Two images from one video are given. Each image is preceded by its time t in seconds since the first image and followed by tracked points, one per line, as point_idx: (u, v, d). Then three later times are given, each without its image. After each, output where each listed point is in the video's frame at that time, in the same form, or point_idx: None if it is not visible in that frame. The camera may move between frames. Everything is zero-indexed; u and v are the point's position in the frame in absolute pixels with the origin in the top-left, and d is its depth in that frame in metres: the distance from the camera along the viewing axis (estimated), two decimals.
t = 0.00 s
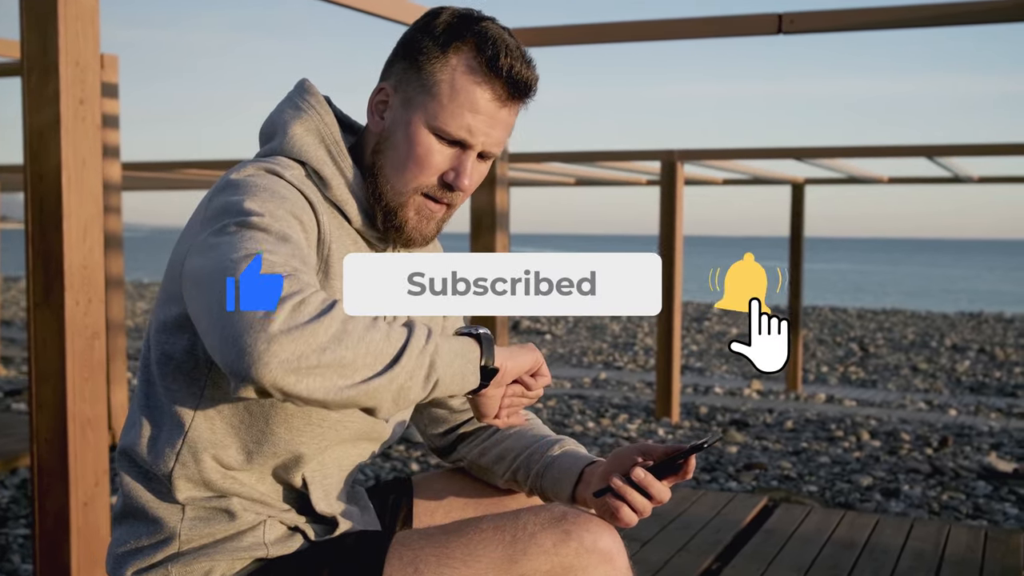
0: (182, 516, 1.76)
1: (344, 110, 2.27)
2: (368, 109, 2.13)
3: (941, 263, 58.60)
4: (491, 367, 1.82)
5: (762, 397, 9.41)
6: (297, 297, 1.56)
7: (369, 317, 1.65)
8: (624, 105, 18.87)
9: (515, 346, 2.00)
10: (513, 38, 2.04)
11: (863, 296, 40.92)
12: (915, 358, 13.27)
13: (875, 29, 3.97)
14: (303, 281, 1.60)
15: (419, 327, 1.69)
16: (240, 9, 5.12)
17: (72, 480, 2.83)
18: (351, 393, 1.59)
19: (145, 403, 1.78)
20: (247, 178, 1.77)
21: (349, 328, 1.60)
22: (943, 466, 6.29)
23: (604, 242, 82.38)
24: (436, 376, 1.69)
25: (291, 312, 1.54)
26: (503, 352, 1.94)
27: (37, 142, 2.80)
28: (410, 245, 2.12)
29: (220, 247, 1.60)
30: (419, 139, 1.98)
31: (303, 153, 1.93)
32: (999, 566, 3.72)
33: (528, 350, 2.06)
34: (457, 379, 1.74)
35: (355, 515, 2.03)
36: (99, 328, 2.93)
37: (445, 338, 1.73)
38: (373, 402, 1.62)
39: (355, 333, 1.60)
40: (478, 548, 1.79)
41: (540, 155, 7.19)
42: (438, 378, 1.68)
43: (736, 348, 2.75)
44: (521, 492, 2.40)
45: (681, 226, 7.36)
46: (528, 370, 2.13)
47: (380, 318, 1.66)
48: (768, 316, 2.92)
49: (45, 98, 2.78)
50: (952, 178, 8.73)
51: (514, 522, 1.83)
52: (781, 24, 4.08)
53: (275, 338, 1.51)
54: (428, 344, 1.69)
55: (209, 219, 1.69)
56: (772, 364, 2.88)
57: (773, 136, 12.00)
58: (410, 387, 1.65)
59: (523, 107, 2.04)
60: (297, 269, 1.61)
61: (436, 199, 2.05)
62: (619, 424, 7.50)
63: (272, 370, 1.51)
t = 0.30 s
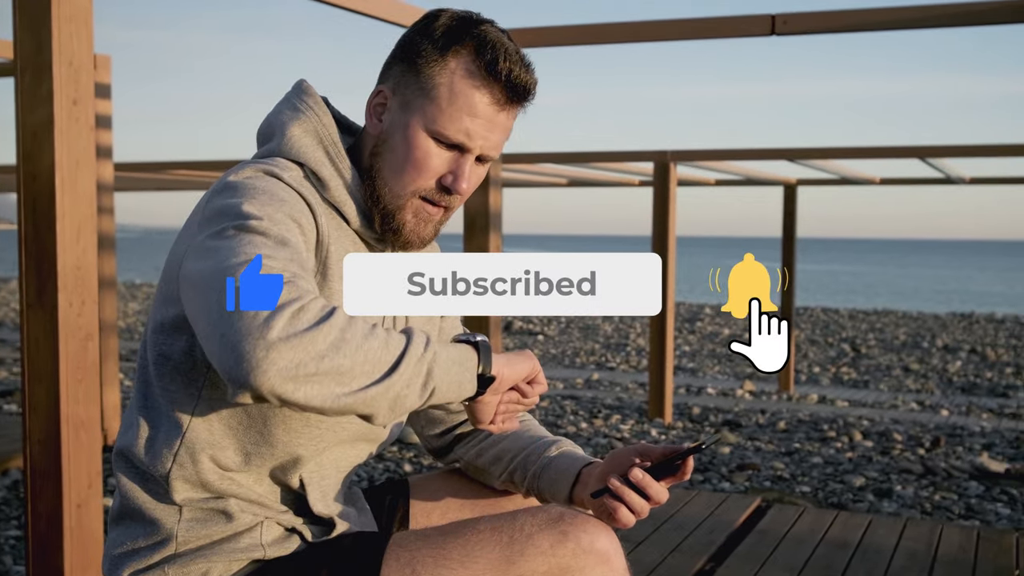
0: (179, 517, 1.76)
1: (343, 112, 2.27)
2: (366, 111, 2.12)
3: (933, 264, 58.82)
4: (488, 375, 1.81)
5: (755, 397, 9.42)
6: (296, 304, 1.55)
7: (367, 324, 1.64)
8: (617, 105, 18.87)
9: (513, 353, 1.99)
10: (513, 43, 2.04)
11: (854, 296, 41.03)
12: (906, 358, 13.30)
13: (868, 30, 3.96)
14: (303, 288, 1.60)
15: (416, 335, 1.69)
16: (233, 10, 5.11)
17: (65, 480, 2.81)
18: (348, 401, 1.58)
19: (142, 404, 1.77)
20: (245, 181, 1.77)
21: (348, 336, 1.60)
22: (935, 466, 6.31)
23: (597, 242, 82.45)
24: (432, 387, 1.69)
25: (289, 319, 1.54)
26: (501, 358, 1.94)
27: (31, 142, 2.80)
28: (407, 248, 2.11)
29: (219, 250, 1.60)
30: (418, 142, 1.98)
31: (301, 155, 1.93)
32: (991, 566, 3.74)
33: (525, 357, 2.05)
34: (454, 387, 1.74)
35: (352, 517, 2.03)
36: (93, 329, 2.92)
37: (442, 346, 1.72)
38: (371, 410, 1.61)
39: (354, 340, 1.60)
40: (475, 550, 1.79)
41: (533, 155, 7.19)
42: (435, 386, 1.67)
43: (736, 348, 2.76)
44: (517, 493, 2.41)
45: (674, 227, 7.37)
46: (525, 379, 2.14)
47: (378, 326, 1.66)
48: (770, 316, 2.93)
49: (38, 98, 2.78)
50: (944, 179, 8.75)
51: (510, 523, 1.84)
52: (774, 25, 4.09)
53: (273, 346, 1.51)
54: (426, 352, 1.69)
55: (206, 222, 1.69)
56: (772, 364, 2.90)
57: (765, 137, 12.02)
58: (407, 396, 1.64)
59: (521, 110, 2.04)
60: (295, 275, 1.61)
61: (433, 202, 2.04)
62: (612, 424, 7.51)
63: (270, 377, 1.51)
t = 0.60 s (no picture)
0: (171, 517, 1.75)
1: (336, 112, 2.28)
2: (361, 110, 2.12)
3: (920, 263, 59.06)
4: (484, 377, 1.82)
5: (743, 397, 9.44)
6: (294, 305, 1.55)
7: (365, 325, 1.64)
8: (606, 105, 18.88)
9: (509, 354, 1.98)
10: (508, 41, 2.04)
11: (843, 296, 41.15)
12: (895, 357, 13.35)
13: (857, 30, 3.98)
14: (301, 288, 1.60)
15: (414, 337, 1.69)
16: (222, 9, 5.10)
17: (54, 481, 2.79)
18: (346, 402, 1.58)
19: (136, 404, 1.77)
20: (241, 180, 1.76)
21: (346, 337, 1.59)
22: (924, 465, 6.33)
23: (586, 242, 82.49)
24: (430, 387, 1.69)
25: (287, 320, 1.53)
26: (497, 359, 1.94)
27: (20, 141, 2.78)
28: (402, 247, 2.12)
29: (217, 249, 1.59)
30: (413, 142, 1.98)
31: (296, 153, 1.93)
32: (981, 563, 3.76)
33: (521, 359, 2.04)
34: (451, 388, 1.74)
35: (345, 517, 2.03)
36: (82, 329, 2.91)
37: (439, 347, 1.72)
38: (369, 410, 1.61)
39: (352, 341, 1.60)
40: (469, 549, 1.79)
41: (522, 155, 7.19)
42: (433, 386, 1.67)
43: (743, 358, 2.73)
44: (511, 493, 2.41)
45: (663, 226, 7.38)
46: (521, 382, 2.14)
47: (376, 326, 1.65)
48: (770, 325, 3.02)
49: (27, 97, 2.76)
50: (932, 179, 8.78)
51: (505, 523, 1.84)
52: (763, 25, 4.10)
53: (271, 346, 1.50)
54: (424, 353, 1.68)
55: (201, 221, 1.68)
56: (775, 369, 3.01)
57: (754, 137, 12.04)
58: (404, 397, 1.64)
59: (516, 109, 2.04)
60: (293, 275, 1.61)
61: (428, 201, 2.05)
62: (602, 424, 7.51)
63: (268, 378, 1.50)
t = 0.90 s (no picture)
0: (164, 517, 1.75)
1: (329, 111, 2.27)
2: (355, 109, 2.12)
3: (908, 263, 59.28)
4: (478, 376, 1.82)
5: (733, 397, 9.45)
6: (288, 305, 1.55)
7: (359, 326, 1.64)
8: (595, 105, 18.89)
9: (503, 355, 1.98)
10: (501, 40, 2.04)
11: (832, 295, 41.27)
12: (883, 357, 13.40)
13: (849, 30, 3.98)
14: (295, 289, 1.60)
15: (408, 338, 1.68)
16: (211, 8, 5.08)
17: (43, 481, 2.78)
18: (340, 402, 1.58)
19: (127, 404, 1.76)
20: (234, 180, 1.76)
21: (340, 338, 1.59)
22: (913, 464, 6.36)
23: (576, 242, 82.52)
24: (424, 387, 1.69)
25: (282, 320, 1.53)
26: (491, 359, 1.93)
27: (9, 140, 2.77)
28: (395, 246, 2.11)
29: (211, 249, 1.59)
30: (407, 142, 1.98)
31: (289, 153, 1.92)
32: (970, 562, 3.78)
33: (515, 358, 2.04)
34: (445, 388, 1.73)
35: (338, 517, 2.03)
36: (72, 330, 2.89)
37: (433, 348, 1.72)
38: (363, 411, 1.61)
39: (346, 341, 1.59)
40: (462, 548, 1.79)
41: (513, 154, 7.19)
42: (427, 387, 1.67)
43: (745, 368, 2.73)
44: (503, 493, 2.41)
45: (653, 225, 7.39)
46: (515, 381, 2.13)
47: (370, 327, 1.65)
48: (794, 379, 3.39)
49: (15, 96, 2.74)
50: (921, 179, 8.82)
51: (497, 522, 1.84)
52: (753, 25, 4.11)
53: (265, 346, 1.50)
54: (417, 354, 1.68)
55: (194, 221, 1.68)
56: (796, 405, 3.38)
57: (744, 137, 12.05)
58: (398, 397, 1.64)
59: (510, 109, 2.04)
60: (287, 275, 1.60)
61: (423, 201, 2.04)
62: (592, 424, 7.51)
63: (262, 378, 1.50)
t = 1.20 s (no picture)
0: (151, 519, 1.74)
1: (319, 112, 2.28)
2: (344, 110, 2.11)
3: (892, 264, 59.61)
4: (468, 381, 1.82)
5: (719, 397, 9.48)
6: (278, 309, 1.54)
7: (348, 331, 1.63)
8: (582, 106, 18.91)
9: (494, 359, 1.98)
10: (490, 41, 2.04)
11: (816, 296, 41.44)
12: (868, 357, 13.46)
13: (841, 31, 3.98)
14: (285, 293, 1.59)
15: (397, 343, 1.68)
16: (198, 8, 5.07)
17: (28, 482, 2.76)
18: (330, 407, 1.57)
19: (115, 406, 1.75)
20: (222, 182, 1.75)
21: (330, 343, 1.59)
22: (898, 464, 6.39)
23: (562, 243, 82.63)
24: (414, 391, 1.68)
25: (271, 325, 1.52)
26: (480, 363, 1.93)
27: None
28: (387, 247, 2.11)
29: (200, 252, 1.58)
30: (397, 143, 1.97)
31: (279, 154, 1.92)
32: (955, 561, 3.81)
33: (505, 363, 2.04)
34: (433, 393, 1.73)
35: (326, 518, 2.03)
36: (57, 331, 2.88)
37: (422, 353, 1.72)
38: (352, 417, 1.61)
39: (336, 346, 1.59)
40: (452, 550, 1.79)
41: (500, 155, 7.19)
42: (416, 393, 1.67)
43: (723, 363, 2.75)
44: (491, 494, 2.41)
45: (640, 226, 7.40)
46: (504, 386, 2.13)
47: (360, 333, 1.65)
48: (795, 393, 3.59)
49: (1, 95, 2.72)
50: (906, 180, 8.87)
51: (487, 523, 1.84)
52: (740, 26, 4.13)
53: (254, 352, 1.49)
54: (406, 360, 1.68)
55: (184, 223, 1.67)
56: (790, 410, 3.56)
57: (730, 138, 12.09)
58: (387, 402, 1.64)
59: (499, 110, 2.05)
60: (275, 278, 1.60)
61: (413, 202, 2.04)
62: (578, 424, 7.52)
63: (251, 384, 1.49)
